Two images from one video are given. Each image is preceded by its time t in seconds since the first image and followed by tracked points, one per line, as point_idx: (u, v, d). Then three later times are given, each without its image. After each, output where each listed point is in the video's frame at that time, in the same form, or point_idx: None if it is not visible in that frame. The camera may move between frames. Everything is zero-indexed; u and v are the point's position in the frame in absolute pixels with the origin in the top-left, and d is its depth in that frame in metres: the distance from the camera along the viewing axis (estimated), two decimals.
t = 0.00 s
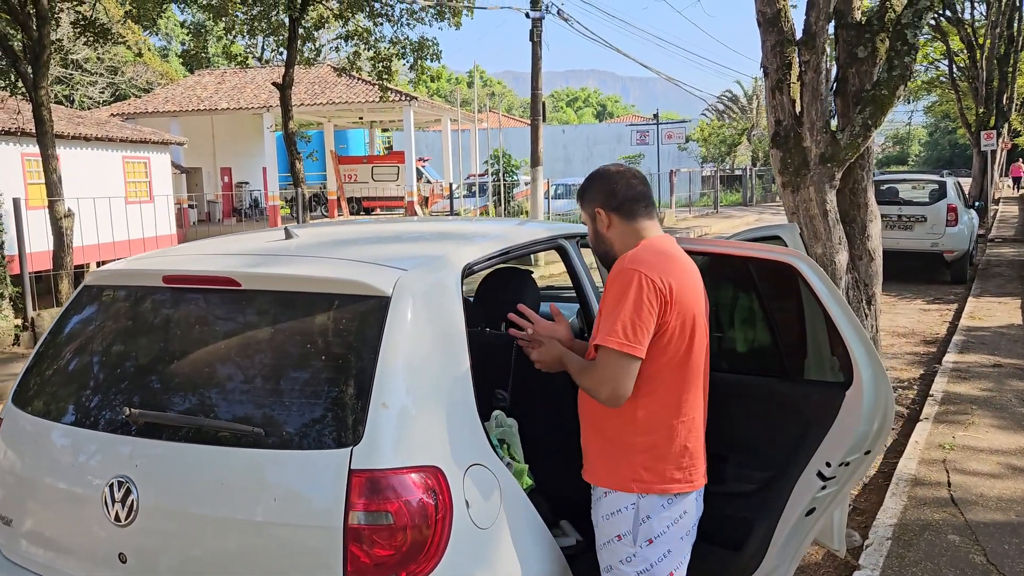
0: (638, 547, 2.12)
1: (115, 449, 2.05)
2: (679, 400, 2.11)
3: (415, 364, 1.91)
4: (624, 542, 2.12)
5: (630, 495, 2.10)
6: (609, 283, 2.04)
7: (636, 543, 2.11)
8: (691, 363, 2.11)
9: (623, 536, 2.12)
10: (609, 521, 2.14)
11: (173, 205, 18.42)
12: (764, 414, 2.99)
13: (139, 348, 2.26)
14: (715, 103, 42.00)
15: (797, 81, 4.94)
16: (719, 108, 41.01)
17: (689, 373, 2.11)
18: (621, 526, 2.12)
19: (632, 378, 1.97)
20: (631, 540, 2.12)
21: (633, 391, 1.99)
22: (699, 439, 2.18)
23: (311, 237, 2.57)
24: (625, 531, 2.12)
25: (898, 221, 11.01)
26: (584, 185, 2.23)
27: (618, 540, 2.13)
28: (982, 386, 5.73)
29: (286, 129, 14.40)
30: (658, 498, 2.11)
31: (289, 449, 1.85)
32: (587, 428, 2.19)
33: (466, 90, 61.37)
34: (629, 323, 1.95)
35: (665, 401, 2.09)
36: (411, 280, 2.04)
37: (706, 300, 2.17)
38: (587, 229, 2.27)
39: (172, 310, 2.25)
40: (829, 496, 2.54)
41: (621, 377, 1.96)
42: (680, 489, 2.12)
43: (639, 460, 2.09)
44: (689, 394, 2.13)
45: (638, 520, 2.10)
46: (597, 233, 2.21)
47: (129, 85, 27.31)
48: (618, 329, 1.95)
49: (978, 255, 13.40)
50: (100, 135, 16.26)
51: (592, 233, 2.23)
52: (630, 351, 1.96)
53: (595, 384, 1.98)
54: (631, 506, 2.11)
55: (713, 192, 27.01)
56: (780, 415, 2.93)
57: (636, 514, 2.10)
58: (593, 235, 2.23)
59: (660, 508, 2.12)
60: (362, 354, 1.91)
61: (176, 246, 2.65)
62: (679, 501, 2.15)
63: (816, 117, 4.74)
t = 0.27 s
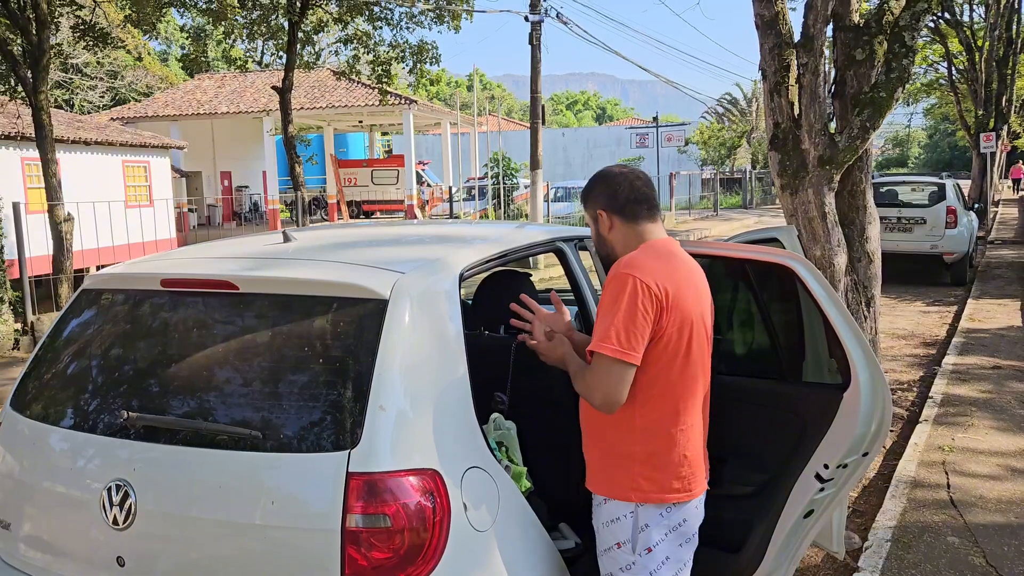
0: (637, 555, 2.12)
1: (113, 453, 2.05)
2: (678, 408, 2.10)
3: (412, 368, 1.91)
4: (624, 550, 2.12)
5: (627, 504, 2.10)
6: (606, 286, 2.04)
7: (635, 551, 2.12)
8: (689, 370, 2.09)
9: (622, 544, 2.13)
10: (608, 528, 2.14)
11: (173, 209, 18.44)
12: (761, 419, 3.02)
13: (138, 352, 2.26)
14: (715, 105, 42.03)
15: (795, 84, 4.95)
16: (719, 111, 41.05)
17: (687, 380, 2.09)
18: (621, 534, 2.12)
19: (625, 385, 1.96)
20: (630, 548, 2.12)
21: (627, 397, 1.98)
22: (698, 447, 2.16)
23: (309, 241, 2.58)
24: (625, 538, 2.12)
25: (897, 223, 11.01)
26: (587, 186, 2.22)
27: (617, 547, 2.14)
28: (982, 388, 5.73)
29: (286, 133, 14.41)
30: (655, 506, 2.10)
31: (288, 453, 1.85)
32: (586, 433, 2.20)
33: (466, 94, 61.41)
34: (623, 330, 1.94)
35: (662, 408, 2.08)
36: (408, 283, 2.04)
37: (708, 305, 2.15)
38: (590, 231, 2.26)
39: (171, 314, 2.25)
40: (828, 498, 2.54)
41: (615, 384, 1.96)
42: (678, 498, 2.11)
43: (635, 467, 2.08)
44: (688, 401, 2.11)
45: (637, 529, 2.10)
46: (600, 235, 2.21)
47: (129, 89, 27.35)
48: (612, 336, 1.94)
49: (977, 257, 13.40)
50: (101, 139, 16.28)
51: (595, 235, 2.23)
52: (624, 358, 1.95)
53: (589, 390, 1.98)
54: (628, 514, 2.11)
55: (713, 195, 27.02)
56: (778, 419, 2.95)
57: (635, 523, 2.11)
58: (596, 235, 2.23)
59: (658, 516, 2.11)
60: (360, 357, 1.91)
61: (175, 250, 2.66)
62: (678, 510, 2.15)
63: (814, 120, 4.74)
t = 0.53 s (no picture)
0: (635, 557, 2.12)
1: (113, 455, 2.05)
2: (678, 410, 2.10)
3: (411, 369, 1.92)
4: (621, 552, 2.13)
5: (625, 507, 2.11)
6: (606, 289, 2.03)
7: (633, 553, 2.12)
8: (690, 374, 2.09)
9: (619, 546, 2.14)
10: (606, 530, 2.15)
11: (174, 210, 18.46)
12: (762, 418, 3.02)
13: (138, 354, 2.26)
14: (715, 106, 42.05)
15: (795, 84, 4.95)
16: (719, 112, 41.05)
17: (688, 383, 2.09)
18: (618, 536, 2.13)
19: (626, 389, 1.96)
20: (627, 550, 2.13)
21: (627, 401, 1.98)
22: (699, 450, 2.16)
23: (309, 242, 2.58)
24: (622, 540, 2.13)
25: (897, 223, 11.01)
26: (589, 186, 2.22)
27: (614, 549, 2.15)
28: (982, 387, 5.74)
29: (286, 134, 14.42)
30: (654, 509, 2.10)
31: (288, 454, 1.85)
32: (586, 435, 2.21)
33: (466, 95, 61.48)
34: (624, 334, 1.95)
35: (663, 411, 2.08)
36: (407, 284, 2.04)
37: (709, 307, 2.14)
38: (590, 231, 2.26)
39: (170, 316, 2.25)
40: (827, 497, 2.54)
41: (616, 388, 1.96)
42: (678, 501, 2.11)
43: (635, 470, 2.09)
44: (688, 405, 2.11)
45: (634, 531, 2.11)
46: (602, 235, 2.21)
47: (130, 92, 27.38)
48: (612, 340, 1.95)
49: (978, 257, 13.39)
50: (101, 141, 16.30)
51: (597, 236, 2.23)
52: (625, 363, 1.95)
53: (589, 393, 1.99)
54: (626, 517, 2.11)
55: (713, 195, 27.02)
56: (778, 418, 2.95)
57: (632, 525, 2.11)
58: (597, 237, 2.23)
59: (656, 519, 2.11)
60: (359, 358, 1.91)
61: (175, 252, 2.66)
62: (676, 513, 2.15)
63: (813, 120, 4.75)
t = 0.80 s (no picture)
0: (633, 556, 2.12)
1: (112, 455, 2.05)
2: (678, 410, 2.09)
3: (410, 367, 1.92)
4: (620, 550, 2.14)
5: (624, 506, 2.11)
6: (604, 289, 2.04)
7: (631, 552, 2.12)
8: (688, 375, 2.09)
9: (618, 544, 2.14)
10: (605, 529, 2.15)
11: (173, 210, 18.44)
12: (762, 417, 3.02)
13: (138, 354, 2.26)
14: (714, 104, 42.03)
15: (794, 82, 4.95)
16: (718, 110, 41.03)
17: (688, 383, 2.09)
18: (617, 535, 2.14)
19: (624, 390, 1.96)
20: (626, 548, 2.13)
21: (625, 401, 1.98)
22: (698, 451, 2.16)
23: (307, 242, 2.58)
24: (621, 539, 2.13)
25: (897, 220, 11.01)
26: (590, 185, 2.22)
27: (613, 548, 2.15)
28: (982, 385, 5.74)
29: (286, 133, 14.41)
30: (652, 509, 2.10)
31: (287, 454, 1.85)
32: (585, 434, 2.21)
33: (465, 93, 61.44)
34: (622, 334, 1.94)
35: (662, 411, 2.08)
36: (406, 284, 2.04)
37: (710, 308, 2.14)
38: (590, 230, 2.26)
39: (168, 316, 2.25)
40: (827, 495, 2.54)
41: (614, 388, 1.96)
42: (677, 502, 2.11)
43: (633, 470, 2.09)
44: (687, 406, 2.11)
45: (632, 530, 2.11)
46: (603, 234, 2.21)
47: (129, 91, 27.36)
48: (610, 340, 1.94)
49: (978, 254, 13.39)
50: (101, 140, 16.28)
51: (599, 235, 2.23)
52: (622, 363, 1.95)
53: (587, 393, 1.99)
54: (625, 516, 2.12)
55: (713, 193, 27.02)
56: (777, 416, 2.96)
57: (631, 524, 2.11)
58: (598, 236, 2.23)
59: (654, 518, 2.11)
60: (358, 357, 1.91)
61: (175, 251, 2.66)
62: (674, 512, 2.15)
63: (813, 118, 4.74)
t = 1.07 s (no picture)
0: (624, 552, 2.12)
1: (105, 452, 2.04)
2: (670, 408, 2.09)
3: (405, 363, 1.92)
4: (611, 546, 2.14)
5: (614, 502, 2.11)
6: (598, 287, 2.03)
7: (622, 548, 2.12)
8: (681, 373, 2.08)
9: (610, 540, 2.14)
10: (597, 524, 2.16)
11: (167, 206, 18.38)
12: (757, 412, 3.02)
13: (131, 350, 2.25)
14: (709, 100, 42.06)
15: (789, 78, 4.95)
16: (713, 106, 41.05)
17: (681, 380, 2.08)
18: (608, 530, 2.14)
19: (615, 388, 1.96)
20: (617, 544, 2.13)
21: (616, 400, 1.98)
22: (691, 449, 2.16)
23: (301, 238, 2.57)
24: (612, 535, 2.13)
25: (891, 216, 11.03)
26: (589, 180, 2.21)
27: (605, 544, 2.15)
28: (975, 380, 5.76)
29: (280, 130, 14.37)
30: (645, 506, 2.10)
31: (281, 450, 1.85)
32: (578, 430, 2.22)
33: (461, 90, 61.37)
34: (614, 332, 1.94)
35: (655, 408, 2.07)
36: (400, 280, 2.04)
37: (705, 306, 2.13)
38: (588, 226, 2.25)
39: (162, 312, 2.24)
40: (820, 491, 2.55)
41: (604, 386, 1.96)
42: (667, 498, 2.11)
43: (624, 468, 2.09)
44: (679, 405, 2.10)
45: (624, 525, 2.11)
46: (600, 230, 2.21)
47: (123, 87, 27.25)
48: (602, 338, 1.95)
49: (971, 250, 13.44)
50: (94, 137, 16.20)
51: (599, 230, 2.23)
52: (614, 361, 1.95)
53: (578, 390, 1.99)
54: (616, 512, 2.12)
55: (708, 189, 27.05)
56: (772, 412, 2.96)
57: (622, 520, 2.11)
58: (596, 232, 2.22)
59: (645, 515, 2.11)
60: (352, 353, 1.91)
61: (167, 248, 2.65)
62: (667, 509, 2.14)
63: (808, 114, 4.75)
